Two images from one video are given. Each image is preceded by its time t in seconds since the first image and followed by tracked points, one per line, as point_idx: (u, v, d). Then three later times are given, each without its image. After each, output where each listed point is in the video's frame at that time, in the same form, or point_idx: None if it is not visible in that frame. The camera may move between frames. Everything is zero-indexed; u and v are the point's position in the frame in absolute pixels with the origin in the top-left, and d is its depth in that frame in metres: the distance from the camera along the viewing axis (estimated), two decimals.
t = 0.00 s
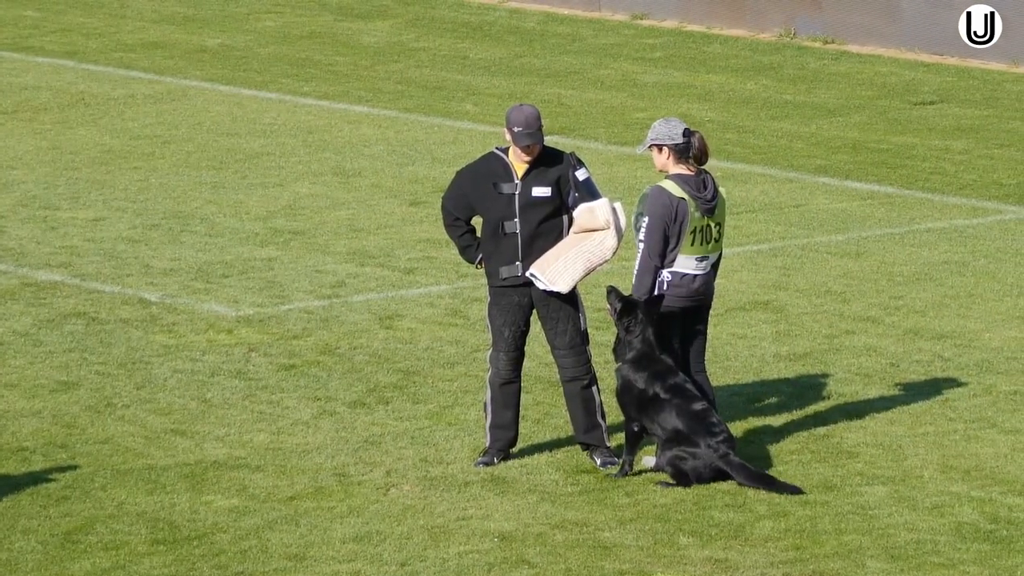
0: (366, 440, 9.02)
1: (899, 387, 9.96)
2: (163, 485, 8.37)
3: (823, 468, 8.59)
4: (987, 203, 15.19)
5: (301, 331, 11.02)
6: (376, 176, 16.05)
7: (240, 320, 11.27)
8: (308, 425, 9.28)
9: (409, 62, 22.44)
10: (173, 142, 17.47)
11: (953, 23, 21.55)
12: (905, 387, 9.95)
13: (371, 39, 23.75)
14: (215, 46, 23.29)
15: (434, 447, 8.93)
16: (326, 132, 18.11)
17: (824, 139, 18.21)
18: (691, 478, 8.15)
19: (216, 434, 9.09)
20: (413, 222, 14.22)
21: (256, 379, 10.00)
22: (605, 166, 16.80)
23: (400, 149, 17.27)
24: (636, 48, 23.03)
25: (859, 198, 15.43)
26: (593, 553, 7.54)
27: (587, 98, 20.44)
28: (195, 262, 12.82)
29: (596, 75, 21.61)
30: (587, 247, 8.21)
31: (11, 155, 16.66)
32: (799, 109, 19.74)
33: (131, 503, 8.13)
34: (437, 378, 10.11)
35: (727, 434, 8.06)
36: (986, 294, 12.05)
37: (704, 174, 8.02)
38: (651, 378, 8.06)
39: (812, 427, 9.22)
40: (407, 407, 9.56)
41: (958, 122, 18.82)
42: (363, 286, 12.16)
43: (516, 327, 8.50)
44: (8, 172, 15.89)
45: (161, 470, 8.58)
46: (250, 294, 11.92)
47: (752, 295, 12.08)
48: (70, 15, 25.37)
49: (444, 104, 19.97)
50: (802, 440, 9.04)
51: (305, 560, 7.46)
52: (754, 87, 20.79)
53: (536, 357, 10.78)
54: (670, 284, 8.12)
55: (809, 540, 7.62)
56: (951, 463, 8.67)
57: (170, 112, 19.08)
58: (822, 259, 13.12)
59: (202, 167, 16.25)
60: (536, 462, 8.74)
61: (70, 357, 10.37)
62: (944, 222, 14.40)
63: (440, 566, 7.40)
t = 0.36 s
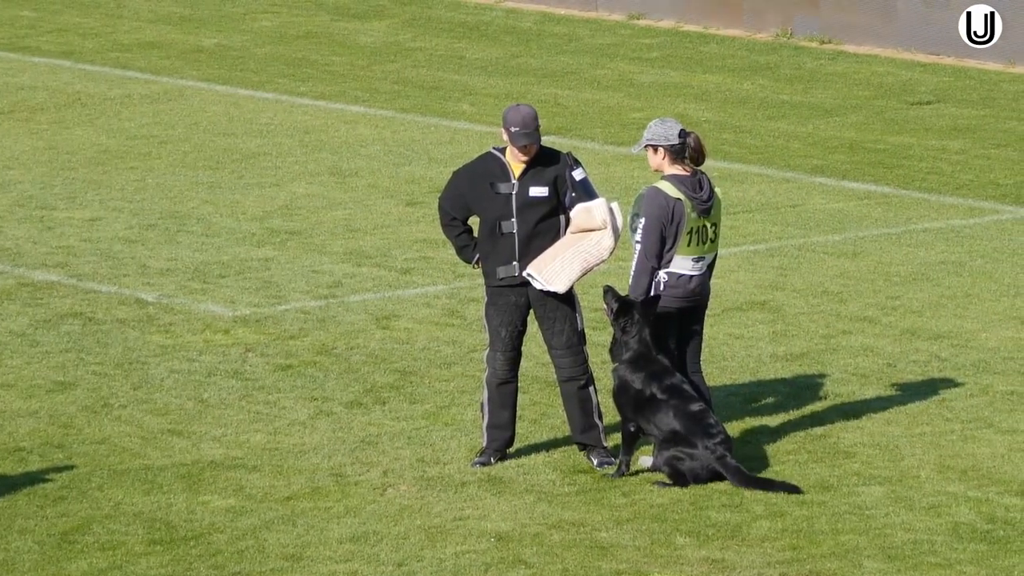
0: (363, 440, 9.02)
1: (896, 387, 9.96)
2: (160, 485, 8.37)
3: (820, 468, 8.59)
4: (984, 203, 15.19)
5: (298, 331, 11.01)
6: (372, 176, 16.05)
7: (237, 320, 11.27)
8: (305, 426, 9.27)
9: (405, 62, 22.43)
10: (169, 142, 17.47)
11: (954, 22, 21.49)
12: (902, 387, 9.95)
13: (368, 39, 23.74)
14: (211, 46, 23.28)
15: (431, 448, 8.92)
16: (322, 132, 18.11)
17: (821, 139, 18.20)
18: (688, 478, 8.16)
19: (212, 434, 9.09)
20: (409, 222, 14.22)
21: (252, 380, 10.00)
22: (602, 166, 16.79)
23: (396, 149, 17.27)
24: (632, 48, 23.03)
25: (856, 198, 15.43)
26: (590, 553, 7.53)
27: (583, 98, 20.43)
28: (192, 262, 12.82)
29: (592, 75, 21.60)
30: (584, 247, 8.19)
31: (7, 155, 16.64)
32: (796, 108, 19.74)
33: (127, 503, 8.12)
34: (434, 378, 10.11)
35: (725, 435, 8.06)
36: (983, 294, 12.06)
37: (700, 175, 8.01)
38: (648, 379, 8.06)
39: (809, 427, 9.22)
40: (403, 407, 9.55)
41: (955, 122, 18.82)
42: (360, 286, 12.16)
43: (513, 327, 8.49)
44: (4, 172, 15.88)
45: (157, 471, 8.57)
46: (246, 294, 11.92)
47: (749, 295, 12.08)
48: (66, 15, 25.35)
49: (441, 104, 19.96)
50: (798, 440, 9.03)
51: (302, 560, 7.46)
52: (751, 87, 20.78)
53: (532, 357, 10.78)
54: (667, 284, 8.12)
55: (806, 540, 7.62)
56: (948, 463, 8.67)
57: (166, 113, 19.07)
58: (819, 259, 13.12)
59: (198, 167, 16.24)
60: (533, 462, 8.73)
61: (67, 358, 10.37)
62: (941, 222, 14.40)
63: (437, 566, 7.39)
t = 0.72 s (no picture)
0: (362, 440, 9.02)
1: (896, 388, 9.95)
2: (159, 485, 8.37)
3: (820, 468, 8.58)
4: (983, 203, 15.18)
5: (297, 331, 11.01)
6: (372, 176, 16.05)
7: (236, 320, 11.27)
8: (304, 425, 9.27)
9: (405, 62, 22.43)
10: (169, 142, 17.47)
11: (954, 23, 21.51)
12: (901, 387, 9.95)
13: (368, 39, 23.74)
14: (211, 46, 23.29)
15: (430, 447, 8.92)
16: (322, 132, 18.11)
17: (821, 138, 18.20)
18: (684, 479, 8.17)
19: (212, 434, 9.09)
20: (409, 222, 14.21)
21: (252, 379, 10.00)
22: (602, 166, 16.79)
23: (396, 149, 17.27)
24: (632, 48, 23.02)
25: (855, 198, 15.42)
26: (590, 553, 7.53)
27: (583, 98, 20.42)
28: (191, 262, 12.82)
29: (591, 75, 21.60)
30: (585, 247, 8.18)
31: (6, 155, 16.64)
32: (795, 108, 19.73)
33: (127, 503, 8.12)
34: (433, 378, 10.10)
35: (723, 438, 8.08)
36: (982, 294, 12.05)
37: (700, 175, 8.01)
38: (647, 380, 8.05)
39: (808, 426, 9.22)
40: (403, 407, 9.55)
41: (955, 122, 18.81)
42: (360, 286, 12.15)
43: (512, 326, 8.49)
44: (4, 172, 15.88)
45: (157, 470, 8.57)
46: (246, 294, 11.91)
47: (748, 295, 12.07)
48: (65, 15, 25.34)
49: (441, 104, 19.96)
50: (798, 440, 9.03)
51: (301, 560, 7.45)
52: (750, 87, 20.78)
53: (532, 357, 10.77)
54: (666, 285, 8.12)
55: (806, 540, 7.62)
56: (948, 463, 8.67)
57: (166, 113, 19.07)
58: (818, 259, 13.12)
59: (198, 167, 16.24)
60: (532, 462, 8.72)
61: (66, 357, 10.36)
62: (941, 221, 14.40)
63: (437, 566, 7.39)
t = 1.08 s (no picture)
0: (362, 440, 9.02)
1: (896, 388, 9.96)
2: (159, 485, 8.37)
3: (819, 468, 8.59)
4: (982, 203, 15.19)
5: (297, 331, 11.01)
6: (372, 176, 16.05)
7: (236, 321, 11.27)
8: (304, 425, 9.28)
9: (405, 63, 22.42)
10: (168, 142, 17.47)
11: (953, 23, 21.51)
12: (900, 387, 9.96)
13: (367, 39, 23.74)
14: (211, 46, 23.29)
15: (430, 448, 8.92)
16: (321, 132, 18.11)
17: (820, 139, 18.20)
18: (683, 479, 8.18)
19: (212, 434, 9.09)
20: (408, 222, 14.22)
21: (252, 380, 10.00)
22: (601, 166, 16.79)
23: (396, 149, 17.27)
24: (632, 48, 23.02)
25: (855, 198, 15.43)
26: (589, 553, 7.53)
27: (583, 99, 20.42)
28: (191, 262, 12.82)
29: (591, 75, 21.61)
30: (575, 240, 8.20)
31: (6, 155, 16.66)
32: (795, 109, 19.73)
33: (126, 503, 8.12)
34: (433, 378, 10.11)
35: (721, 440, 8.09)
36: (982, 294, 12.06)
37: (699, 175, 8.00)
38: (646, 382, 8.05)
39: (808, 427, 9.22)
40: (402, 407, 9.56)
41: (954, 122, 18.82)
42: (360, 287, 12.16)
43: (509, 328, 8.49)
44: (4, 172, 15.89)
45: (157, 470, 8.57)
46: (246, 294, 11.92)
47: (748, 296, 12.08)
48: (65, 15, 25.36)
49: (440, 104, 19.97)
50: (797, 440, 9.03)
51: (301, 560, 7.46)
52: (750, 87, 20.79)
53: (531, 357, 10.78)
54: (666, 285, 8.11)
55: (805, 541, 7.62)
56: (947, 463, 8.68)
57: (165, 113, 19.07)
58: (818, 259, 13.13)
59: (198, 167, 16.25)
60: (532, 462, 8.73)
61: (66, 358, 10.37)
62: (941, 222, 14.40)
63: (437, 566, 7.39)
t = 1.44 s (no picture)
0: (362, 440, 9.02)
1: (897, 388, 9.96)
2: (158, 485, 8.37)
3: (820, 468, 8.59)
4: (982, 203, 15.19)
5: (297, 331, 11.01)
6: (372, 176, 16.05)
7: (236, 321, 11.27)
8: (304, 426, 9.28)
9: (405, 63, 22.41)
10: (168, 142, 17.47)
11: (953, 23, 21.52)
12: (900, 387, 9.96)
13: (367, 39, 23.73)
14: (211, 46, 23.28)
15: (430, 448, 8.92)
16: (321, 132, 18.10)
17: (820, 139, 18.20)
18: (683, 478, 8.19)
19: (212, 435, 9.09)
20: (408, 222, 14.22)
21: (251, 380, 10.00)
22: (601, 167, 16.78)
23: (396, 149, 17.27)
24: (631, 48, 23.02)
25: (854, 198, 15.43)
26: (589, 554, 7.53)
27: (582, 99, 20.41)
28: (191, 262, 12.82)
29: (591, 75, 21.62)
30: (551, 222, 8.29)
31: (6, 155, 16.66)
32: (795, 109, 19.73)
33: (126, 503, 8.12)
34: (433, 379, 10.11)
35: (722, 442, 8.10)
36: (982, 294, 12.07)
37: (698, 174, 8.00)
38: (647, 384, 8.04)
39: (808, 427, 9.22)
40: (402, 408, 9.56)
41: (954, 122, 18.82)
42: (360, 287, 12.16)
43: (495, 319, 8.48)
44: (4, 172, 15.89)
45: (157, 470, 8.57)
46: (245, 294, 11.92)
47: (747, 296, 12.08)
48: (65, 15, 25.36)
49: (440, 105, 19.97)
50: (797, 440, 9.03)
51: (301, 560, 7.46)
52: (750, 87, 20.79)
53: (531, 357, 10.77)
54: (665, 286, 8.08)
55: (805, 541, 7.62)
56: (947, 463, 8.68)
57: (165, 113, 19.06)
58: (818, 259, 13.13)
59: (197, 168, 16.24)
60: (532, 462, 8.73)
61: (66, 358, 10.36)
62: (941, 222, 14.40)
63: (437, 566, 7.39)
